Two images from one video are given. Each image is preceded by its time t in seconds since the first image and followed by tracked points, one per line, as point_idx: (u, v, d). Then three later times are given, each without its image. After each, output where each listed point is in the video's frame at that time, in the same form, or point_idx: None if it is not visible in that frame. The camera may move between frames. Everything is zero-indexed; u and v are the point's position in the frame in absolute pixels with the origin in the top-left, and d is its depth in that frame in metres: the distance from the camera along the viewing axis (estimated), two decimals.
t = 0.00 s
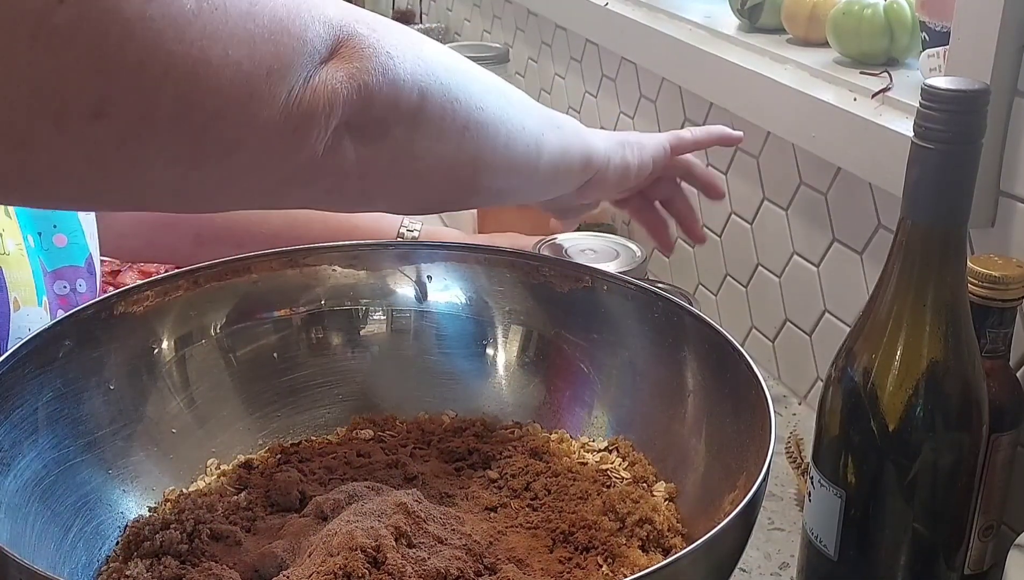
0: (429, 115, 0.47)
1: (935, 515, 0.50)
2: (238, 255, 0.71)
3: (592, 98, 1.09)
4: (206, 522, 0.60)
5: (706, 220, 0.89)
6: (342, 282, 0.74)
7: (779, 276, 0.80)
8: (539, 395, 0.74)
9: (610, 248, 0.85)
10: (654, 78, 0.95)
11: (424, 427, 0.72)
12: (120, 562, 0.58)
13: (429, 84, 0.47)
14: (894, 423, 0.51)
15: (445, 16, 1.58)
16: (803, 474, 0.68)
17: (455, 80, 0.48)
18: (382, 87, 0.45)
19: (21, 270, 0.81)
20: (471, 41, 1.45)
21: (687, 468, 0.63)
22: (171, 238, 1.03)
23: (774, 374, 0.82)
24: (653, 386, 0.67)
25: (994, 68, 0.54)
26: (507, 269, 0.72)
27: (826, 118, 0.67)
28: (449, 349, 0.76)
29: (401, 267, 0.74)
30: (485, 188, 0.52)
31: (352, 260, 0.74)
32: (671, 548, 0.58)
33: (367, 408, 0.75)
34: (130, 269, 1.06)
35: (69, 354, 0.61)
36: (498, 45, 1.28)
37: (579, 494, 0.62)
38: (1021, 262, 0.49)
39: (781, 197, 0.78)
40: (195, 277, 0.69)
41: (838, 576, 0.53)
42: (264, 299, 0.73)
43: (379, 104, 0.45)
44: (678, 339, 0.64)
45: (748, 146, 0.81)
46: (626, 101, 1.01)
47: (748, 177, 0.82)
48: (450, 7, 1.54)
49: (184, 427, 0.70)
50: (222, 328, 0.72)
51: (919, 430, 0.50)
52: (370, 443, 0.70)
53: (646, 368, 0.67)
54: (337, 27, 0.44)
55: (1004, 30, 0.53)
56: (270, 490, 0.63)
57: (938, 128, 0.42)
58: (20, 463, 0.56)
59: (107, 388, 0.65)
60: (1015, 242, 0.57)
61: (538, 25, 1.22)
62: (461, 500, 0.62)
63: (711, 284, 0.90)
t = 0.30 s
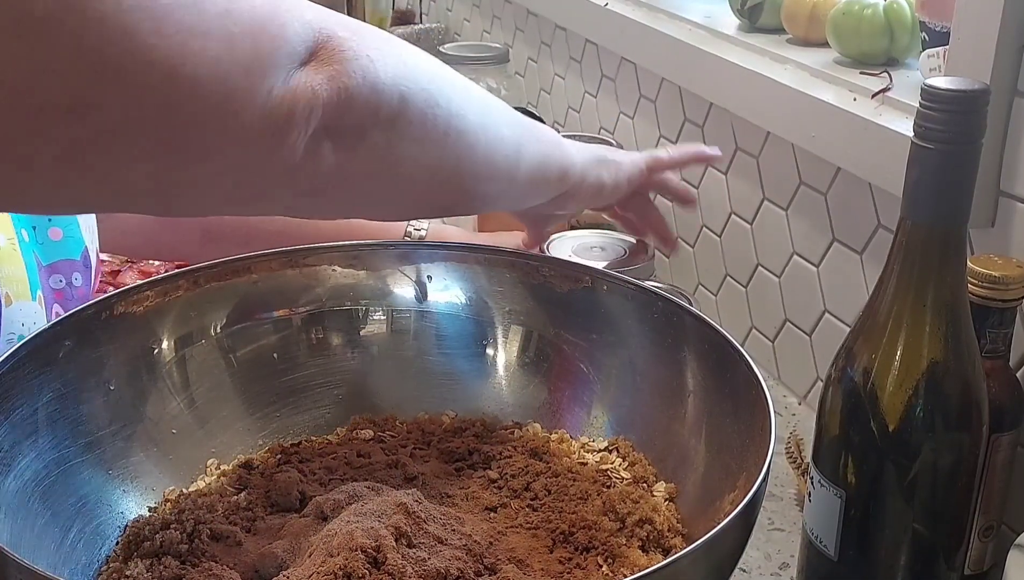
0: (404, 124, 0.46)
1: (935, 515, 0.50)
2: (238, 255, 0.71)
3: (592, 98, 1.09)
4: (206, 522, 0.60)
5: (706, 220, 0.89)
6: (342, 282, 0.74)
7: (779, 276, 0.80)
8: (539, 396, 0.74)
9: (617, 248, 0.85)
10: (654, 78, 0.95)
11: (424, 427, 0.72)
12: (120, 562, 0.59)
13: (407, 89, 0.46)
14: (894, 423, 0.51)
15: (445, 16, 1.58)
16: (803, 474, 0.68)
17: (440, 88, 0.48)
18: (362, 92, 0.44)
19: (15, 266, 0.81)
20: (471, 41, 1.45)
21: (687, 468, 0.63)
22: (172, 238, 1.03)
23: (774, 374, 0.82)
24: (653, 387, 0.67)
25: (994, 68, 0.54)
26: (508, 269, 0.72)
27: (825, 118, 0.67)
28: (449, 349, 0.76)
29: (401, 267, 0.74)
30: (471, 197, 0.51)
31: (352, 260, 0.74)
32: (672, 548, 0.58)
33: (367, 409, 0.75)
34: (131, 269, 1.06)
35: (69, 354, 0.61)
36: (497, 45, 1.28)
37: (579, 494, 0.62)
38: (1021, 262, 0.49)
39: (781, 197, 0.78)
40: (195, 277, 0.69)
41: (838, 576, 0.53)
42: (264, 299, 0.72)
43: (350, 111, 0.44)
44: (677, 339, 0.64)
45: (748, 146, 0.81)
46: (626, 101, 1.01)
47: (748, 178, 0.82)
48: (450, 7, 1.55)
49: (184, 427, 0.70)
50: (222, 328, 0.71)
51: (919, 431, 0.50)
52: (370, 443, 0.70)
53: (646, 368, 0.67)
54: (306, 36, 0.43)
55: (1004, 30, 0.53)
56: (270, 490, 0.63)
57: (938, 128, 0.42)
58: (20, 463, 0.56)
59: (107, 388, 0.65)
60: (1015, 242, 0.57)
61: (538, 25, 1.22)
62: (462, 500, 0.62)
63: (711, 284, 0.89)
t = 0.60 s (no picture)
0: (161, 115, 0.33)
1: (935, 515, 0.50)
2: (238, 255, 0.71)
3: (592, 98, 1.09)
4: (206, 522, 0.60)
5: (705, 220, 0.89)
6: (343, 282, 0.74)
7: (779, 276, 0.80)
8: (537, 396, 0.74)
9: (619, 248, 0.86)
10: (654, 78, 0.95)
11: (424, 427, 0.72)
12: (120, 562, 0.59)
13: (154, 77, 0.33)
14: (894, 423, 0.51)
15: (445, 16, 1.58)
16: (803, 474, 0.68)
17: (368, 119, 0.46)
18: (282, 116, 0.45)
19: None
20: (471, 40, 1.45)
21: (687, 468, 0.63)
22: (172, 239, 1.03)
23: (773, 374, 0.82)
24: (653, 387, 0.67)
25: (994, 67, 0.54)
26: (508, 269, 0.72)
27: (825, 118, 0.67)
28: (449, 349, 0.76)
29: (401, 267, 0.74)
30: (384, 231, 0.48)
31: (352, 261, 0.74)
32: (671, 548, 0.58)
33: (368, 409, 0.75)
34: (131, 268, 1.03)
35: (70, 354, 0.61)
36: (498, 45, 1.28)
37: (579, 494, 0.63)
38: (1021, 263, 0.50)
39: (781, 197, 0.78)
40: (195, 277, 0.69)
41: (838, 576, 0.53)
42: (263, 300, 0.72)
43: (68, 108, 0.31)
44: (677, 339, 0.64)
45: (748, 146, 0.81)
46: (626, 101, 1.01)
47: (748, 178, 0.82)
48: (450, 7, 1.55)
49: (184, 427, 0.70)
50: (222, 328, 0.72)
51: (919, 431, 0.50)
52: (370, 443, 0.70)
53: (646, 368, 0.67)
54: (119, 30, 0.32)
55: (1004, 29, 0.53)
56: (270, 490, 0.63)
57: (938, 128, 0.42)
58: (20, 463, 0.56)
59: (107, 389, 0.65)
60: (1015, 243, 0.57)
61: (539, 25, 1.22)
62: (462, 500, 0.62)
63: (711, 284, 0.89)
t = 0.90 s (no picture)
0: None
1: (935, 514, 0.50)
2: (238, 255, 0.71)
3: (592, 98, 1.09)
4: (206, 521, 0.60)
5: (705, 220, 0.89)
6: (343, 282, 0.74)
7: (779, 276, 0.80)
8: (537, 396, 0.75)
9: (620, 248, 0.86)
10: (654, 78, 0.95)
11: (424, 427, 0.72)
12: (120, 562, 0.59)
13: None
14: (894, 423, 0.51)
15: (445, 16, 1.58)
16: (803, 474, 0.68)
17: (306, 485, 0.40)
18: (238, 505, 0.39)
19: None
20: (471, 41, 1.45)
21: (687, 469, 0.63)
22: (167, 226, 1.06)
23: (773, 374, 0.82)
24: (653, 387, 0.67)
25: (994, 67, 0.54)
26: (508, 269, 0.72)
27: (825, 118, 0.67)
28: (449, 349, 0.76)
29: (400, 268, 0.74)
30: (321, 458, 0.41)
31: (352, 261, 0.73)
32: (671, 548, 0.58)
33: (367, 409, 0.76)
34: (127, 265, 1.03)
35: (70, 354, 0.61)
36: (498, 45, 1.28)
37: (579, 494, 0.63)
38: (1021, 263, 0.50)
39: (781, 197, 0.78)
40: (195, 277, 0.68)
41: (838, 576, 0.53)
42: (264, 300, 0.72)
43: None
44: (677, 339, 0.64)
45: (748, 146, 0.81)
46: (626, 101, 1.01)
47: (748, 178, 0.82)
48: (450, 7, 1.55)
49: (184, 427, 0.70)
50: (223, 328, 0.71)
51: (920, 431, 0.50)
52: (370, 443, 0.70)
53: (646, 368, 0.67)
54: None
55: (1004, 30, 0.53)
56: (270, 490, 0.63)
57: (938, 128, 0.42)
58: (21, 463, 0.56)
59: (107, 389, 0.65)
60: (1015, 243, 0.56)
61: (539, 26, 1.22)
62: (461, 500, 0.61)
63: (711, 284, 0.89)
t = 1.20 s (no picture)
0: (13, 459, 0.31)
1: (935, 514, 0.50)
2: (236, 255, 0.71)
3: (592, 98, 1.09)
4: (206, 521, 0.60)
5: (705, 220, 0.89)
6: (343, 282, 0.74)
7: (779, 276, 0.80)
8: (536, 397, 0.74)
9: (620, 248, 0.86)
10: (654, 78, 0.95)
11: (424, 427, 0.72)
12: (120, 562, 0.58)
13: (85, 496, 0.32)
14: (894, 423, 0.51)
15: (445, 16, 1.58)
16: (803, 474, 0.68)
17: None
18: None
19: None
20: (471, 40, 1.45)
21: (687, 469, 0.63)
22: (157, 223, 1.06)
23: (773, 374, 0.82)
24: (653, 387, 0.67)
25: (994, 67, 0.54)
26: (508, 269, 0.72)
27: (825, 118, 0.67)
28: (449, 350, 0.76)
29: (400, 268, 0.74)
30: None
31: (352, 261, 0.73)
32: (671, 548, 0.58)
33: (368, 409, 0.75)
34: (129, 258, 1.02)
35: (69, 355, 0.61)
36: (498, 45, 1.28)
37: (579, 494, 0.63)
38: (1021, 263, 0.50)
39: (781, 197, 0.78)
40: (195, 277, 0.68)
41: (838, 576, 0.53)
42: (263, 300, 0.72)
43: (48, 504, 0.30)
44: (677, 340, 0.64)
45: (748, 146, 0.81)
46: (626, 101, 1.01)
47: (748, 178, 0.82)
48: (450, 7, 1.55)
49: (184, 427, 0.70)
50: (222, 328, 0.71)
51: (920, 431, 0.50)
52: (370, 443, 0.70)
53: (646, 368, 0.67)
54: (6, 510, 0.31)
55: (1004, 30, 0.53)
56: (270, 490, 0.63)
57: (938, 128, 0.42)
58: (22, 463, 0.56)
59: (107, 389, 0.65)
60: (1015, 243, 0.56)
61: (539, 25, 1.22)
62: (461, 500, 0.61)
63: (711, 284, 0.89)
